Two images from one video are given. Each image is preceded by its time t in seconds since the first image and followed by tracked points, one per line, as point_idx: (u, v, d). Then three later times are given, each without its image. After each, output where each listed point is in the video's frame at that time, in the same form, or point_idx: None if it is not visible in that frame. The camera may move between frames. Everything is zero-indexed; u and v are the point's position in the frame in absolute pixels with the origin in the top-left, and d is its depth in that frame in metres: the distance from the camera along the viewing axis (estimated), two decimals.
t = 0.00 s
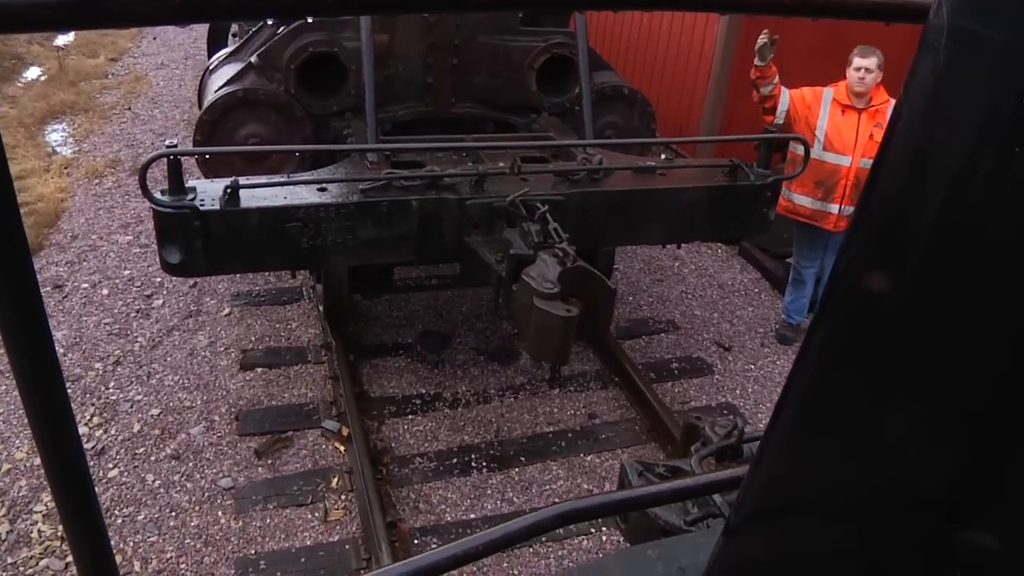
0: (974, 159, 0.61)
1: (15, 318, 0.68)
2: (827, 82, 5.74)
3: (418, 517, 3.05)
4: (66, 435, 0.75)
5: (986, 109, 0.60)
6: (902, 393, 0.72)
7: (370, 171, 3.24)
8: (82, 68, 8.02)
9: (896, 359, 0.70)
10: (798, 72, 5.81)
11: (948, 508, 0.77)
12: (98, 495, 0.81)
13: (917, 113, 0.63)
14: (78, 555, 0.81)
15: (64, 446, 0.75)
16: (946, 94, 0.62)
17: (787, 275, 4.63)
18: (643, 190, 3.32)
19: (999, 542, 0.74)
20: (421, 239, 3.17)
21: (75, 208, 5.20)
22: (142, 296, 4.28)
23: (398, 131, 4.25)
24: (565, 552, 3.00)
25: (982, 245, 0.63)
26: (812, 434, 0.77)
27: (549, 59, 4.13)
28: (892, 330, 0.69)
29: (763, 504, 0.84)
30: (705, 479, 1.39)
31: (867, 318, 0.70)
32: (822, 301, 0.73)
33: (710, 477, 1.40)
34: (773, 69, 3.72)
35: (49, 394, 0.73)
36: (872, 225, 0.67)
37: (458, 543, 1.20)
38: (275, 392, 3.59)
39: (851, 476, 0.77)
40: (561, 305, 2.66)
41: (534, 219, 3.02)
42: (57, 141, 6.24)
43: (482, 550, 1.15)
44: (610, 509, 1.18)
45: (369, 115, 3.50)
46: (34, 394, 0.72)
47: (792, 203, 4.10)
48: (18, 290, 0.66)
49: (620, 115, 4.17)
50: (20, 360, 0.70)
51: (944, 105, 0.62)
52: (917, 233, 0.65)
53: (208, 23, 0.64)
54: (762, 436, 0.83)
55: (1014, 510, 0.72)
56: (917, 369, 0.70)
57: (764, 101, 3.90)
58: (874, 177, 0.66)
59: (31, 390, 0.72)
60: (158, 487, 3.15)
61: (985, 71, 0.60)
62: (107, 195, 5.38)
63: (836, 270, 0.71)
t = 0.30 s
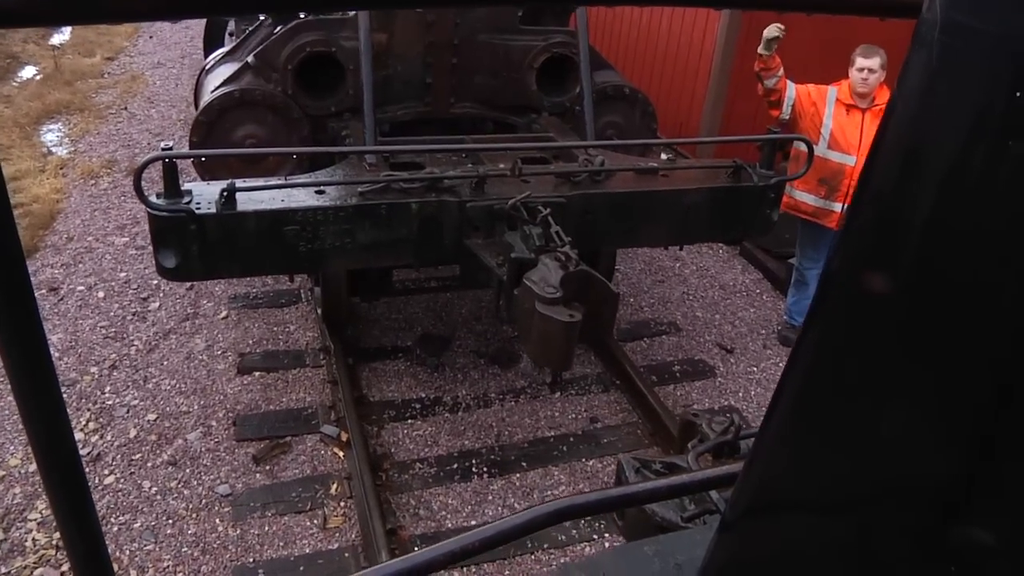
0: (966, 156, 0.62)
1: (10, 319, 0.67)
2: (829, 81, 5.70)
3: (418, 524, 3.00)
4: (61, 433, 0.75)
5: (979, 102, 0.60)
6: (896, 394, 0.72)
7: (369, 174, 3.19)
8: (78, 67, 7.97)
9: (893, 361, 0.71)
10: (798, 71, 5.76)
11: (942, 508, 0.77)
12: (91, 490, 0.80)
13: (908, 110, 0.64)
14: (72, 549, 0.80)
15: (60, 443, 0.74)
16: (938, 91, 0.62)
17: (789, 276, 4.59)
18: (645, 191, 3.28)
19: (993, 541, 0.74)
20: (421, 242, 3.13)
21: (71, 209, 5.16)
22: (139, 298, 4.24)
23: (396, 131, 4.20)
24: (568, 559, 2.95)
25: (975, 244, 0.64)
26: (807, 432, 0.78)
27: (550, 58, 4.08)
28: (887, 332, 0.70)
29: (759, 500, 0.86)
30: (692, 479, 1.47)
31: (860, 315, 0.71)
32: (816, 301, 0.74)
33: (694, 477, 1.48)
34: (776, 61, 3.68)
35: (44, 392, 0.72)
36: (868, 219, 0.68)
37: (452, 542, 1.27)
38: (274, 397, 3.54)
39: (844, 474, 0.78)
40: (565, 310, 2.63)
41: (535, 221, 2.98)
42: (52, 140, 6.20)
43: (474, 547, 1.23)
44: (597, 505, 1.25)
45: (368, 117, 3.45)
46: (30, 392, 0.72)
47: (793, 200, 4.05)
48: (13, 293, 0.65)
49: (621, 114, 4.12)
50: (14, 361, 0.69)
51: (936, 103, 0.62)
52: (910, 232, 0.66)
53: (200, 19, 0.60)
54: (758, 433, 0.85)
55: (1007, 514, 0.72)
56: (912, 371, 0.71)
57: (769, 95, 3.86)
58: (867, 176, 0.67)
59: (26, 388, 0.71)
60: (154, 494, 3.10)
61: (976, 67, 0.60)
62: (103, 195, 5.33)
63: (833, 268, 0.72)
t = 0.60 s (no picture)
0: (962, 148, 0.67)
1: (9, 329, 0.72)
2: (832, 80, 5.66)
3: (420, 531, 2.95)
4: (56, 436, 0.80)
5: (974, 97, 0.65)
6: (892, 389, 0.77)
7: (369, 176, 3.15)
8: (75, 67, 7.92)
9: (891, 360, 0.76)
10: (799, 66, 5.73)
11: (938, 502, 0.80)
12: (89, 496, 0.85)
13: (905, 105, 0.69)
14: (69, 553, 0.85)
15: (55, 445, 0.79)
16: (936, 84, 0.67)
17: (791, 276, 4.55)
18: (647, 193, 3.24)
19: (990, 534, 0.77)
20: (422, 246, 3.10)
21: (67, 210, 5.12)
22: (136, 301, 4.20)
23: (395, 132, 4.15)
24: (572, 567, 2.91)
25: (967, 237, 0.68)
26: (802, 429, 0.83)
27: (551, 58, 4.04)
28: (882, 331, 0.75)
29: (757, 497, 0.91)
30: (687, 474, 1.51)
31: (857, 311, 0.76)
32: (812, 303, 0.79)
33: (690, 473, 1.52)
34: (778, 56, 3.64)
35: (39, 395, 0.77)
36: (863, 212, 0.74)
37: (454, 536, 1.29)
38: (273, 401, 3.50)
39: (841, 468, 0.83)
40: (568, 315, 2.60)
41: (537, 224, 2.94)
42: (49, 140, 6.16)
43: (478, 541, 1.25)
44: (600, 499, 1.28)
45: (368, 118, 3.40)
46: (26, 396, 0.77)
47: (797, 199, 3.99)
48: (11, 303, 0.70)
49: (622, 114, 4.08)
50: (12, 366, 0.74)
51: (932, 97, 0.68)
52: (907, 222, 0.71)
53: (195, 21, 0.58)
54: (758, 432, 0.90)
55: (1001, 504, 0.75)
56: (908, 368, 0.76)
57: (774, 92, 3.84)
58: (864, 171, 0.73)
59: (22, 392, 0.76)
60: (152, 501, 3.06)
61: (972, 65, 0.65)
62: (100, 196, 5.29)
63: (829, 269, 0.77)
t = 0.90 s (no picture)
0: (962, 146, 0.64)
1: (9, 331, 0.75)
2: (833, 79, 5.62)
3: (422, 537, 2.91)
4: (55, 436, 0.83)
5: (976, 90, 0.63)
6: (892, 382, 0.73)
7: (369, 179, 3.12)
8: (72, 65, 7.88)
9: (892, 359, 0.72)
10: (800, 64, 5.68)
11: (937, 502, 0.76)
12: (87, 496, 0.89)
13: (904, 103, 0.67)
14: (69, 552, 0.88)
15: (53, 444, 0.82)
16: (935, 80, 0.65)
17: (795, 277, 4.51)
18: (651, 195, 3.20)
19: (991, 533, 0.72)
20: (424, 248, 3.07)
21: (65, 210, 5.08)
22: (134, 302, 4.16)
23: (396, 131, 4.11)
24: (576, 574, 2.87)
25: (965, 237, 0.65)
26: (801, 425, 0.80)
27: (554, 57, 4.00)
28: (883, 324, 0.72)
29: (756, 494, 0.87)
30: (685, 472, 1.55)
31: (856, 311, 0.73)
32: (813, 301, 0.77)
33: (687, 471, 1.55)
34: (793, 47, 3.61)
35: (39, 396, 0.80)
36: (862, 211, 0.71)
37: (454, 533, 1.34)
38: (273, 404, 3.46)
39: (840, 467, 0.79)
40: (572, 319, 2.56)
41: (540, 227, 2.91)
42: (47, 139, 6.12)
43: (475, 539, 1.29)
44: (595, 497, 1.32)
45: (369, 118, 3.35)
46: (26, 396, 0.80)
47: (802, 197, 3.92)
48: (10, 305, 0.73)
49: (625, 114, 4.05)
50: (12, 367, 0.77)
51: (933, 94, 0.65)
52: (907, 219, 0.68)
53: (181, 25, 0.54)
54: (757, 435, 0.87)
55: (1005, 504, 0.71)
56: (909, 359, 0.72)
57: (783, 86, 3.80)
58: (863, 171, 0.71)
59: (22, 393, 0.79)
60: (151, 505, 3.02)
61: (971, 62, 0.63)
62: (98, 196, 5.26)
63: (827, 271, 0.75)
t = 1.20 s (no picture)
0: (963, 144, 0.62)
1: (9, 328, 0.74)
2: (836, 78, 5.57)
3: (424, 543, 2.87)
4: (55, 435, 0.82)
5: (977, 87, 0.60)
6: (893, 378, 0.70)
7: (370, 181, 3.09)
8: (71, 63, 7.86)
9: (891, 359, 0.69)
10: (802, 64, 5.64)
11: (938, 496, 0.73)
12: (89, 497, 0.88)
13: (903, 99, 0.65)
14: (70, 553, 0.88)
15: (54, 444, 0.81)
16: (935, 80, 0.62)
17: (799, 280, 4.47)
18: (656, 198, 3.18)
19: (991, 532, 0.69)
20: (426, 250, 3.04)
21: (64, 210, 5.04)
22: (133, 304, 4.12)
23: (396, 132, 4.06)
24: None
25: (968, 234, 0.63)
26: (801, 427, 0.76)
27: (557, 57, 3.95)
28: (886, 318, 0.68)
29: (753, 498, 0.83)
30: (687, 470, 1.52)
31: (856, 312, 0.70)
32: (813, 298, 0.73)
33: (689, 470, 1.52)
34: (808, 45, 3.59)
35: (38, 396, 0.79)
36: (862, 210, 0.68)
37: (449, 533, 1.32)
38: (273, 408, 3.42)
39: (841, 467, 0.75)
40: (578, 325, 2.53)
41: (543, 231, 2.89)
42: (45, 138, 6.09)
43: (471, 539, 1.27)
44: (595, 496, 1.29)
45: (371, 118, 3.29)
46: (26, 395, 0.79)
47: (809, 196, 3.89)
48: (10, 303, 0.72)
49: (627, 115, 3.97)
50: (11, 366, 0.76)
51: (933, 93, 0.63)
52: (907, 218, 0.65)
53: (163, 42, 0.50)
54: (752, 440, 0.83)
55: (1008, 497, 0.68)
56: (910, 352, 0.68)
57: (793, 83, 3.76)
58: (862, 169, 0.68)
59: (22, 393, 0.79)
60: (149, 511, 2.99)
61: (971, 59, 0.60)
62: (97, 196, 5.22)
63: (827, 270, 0.72)
